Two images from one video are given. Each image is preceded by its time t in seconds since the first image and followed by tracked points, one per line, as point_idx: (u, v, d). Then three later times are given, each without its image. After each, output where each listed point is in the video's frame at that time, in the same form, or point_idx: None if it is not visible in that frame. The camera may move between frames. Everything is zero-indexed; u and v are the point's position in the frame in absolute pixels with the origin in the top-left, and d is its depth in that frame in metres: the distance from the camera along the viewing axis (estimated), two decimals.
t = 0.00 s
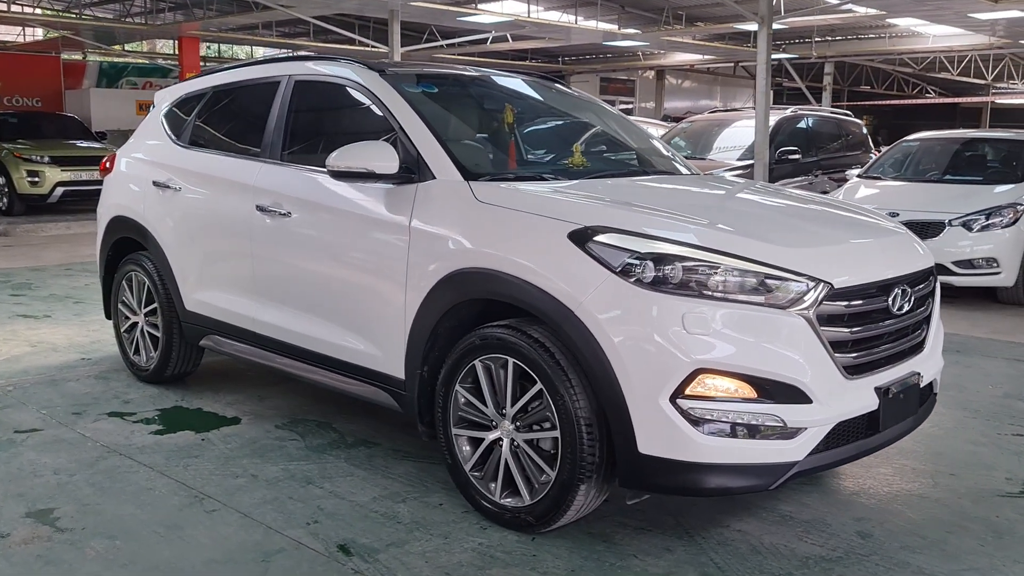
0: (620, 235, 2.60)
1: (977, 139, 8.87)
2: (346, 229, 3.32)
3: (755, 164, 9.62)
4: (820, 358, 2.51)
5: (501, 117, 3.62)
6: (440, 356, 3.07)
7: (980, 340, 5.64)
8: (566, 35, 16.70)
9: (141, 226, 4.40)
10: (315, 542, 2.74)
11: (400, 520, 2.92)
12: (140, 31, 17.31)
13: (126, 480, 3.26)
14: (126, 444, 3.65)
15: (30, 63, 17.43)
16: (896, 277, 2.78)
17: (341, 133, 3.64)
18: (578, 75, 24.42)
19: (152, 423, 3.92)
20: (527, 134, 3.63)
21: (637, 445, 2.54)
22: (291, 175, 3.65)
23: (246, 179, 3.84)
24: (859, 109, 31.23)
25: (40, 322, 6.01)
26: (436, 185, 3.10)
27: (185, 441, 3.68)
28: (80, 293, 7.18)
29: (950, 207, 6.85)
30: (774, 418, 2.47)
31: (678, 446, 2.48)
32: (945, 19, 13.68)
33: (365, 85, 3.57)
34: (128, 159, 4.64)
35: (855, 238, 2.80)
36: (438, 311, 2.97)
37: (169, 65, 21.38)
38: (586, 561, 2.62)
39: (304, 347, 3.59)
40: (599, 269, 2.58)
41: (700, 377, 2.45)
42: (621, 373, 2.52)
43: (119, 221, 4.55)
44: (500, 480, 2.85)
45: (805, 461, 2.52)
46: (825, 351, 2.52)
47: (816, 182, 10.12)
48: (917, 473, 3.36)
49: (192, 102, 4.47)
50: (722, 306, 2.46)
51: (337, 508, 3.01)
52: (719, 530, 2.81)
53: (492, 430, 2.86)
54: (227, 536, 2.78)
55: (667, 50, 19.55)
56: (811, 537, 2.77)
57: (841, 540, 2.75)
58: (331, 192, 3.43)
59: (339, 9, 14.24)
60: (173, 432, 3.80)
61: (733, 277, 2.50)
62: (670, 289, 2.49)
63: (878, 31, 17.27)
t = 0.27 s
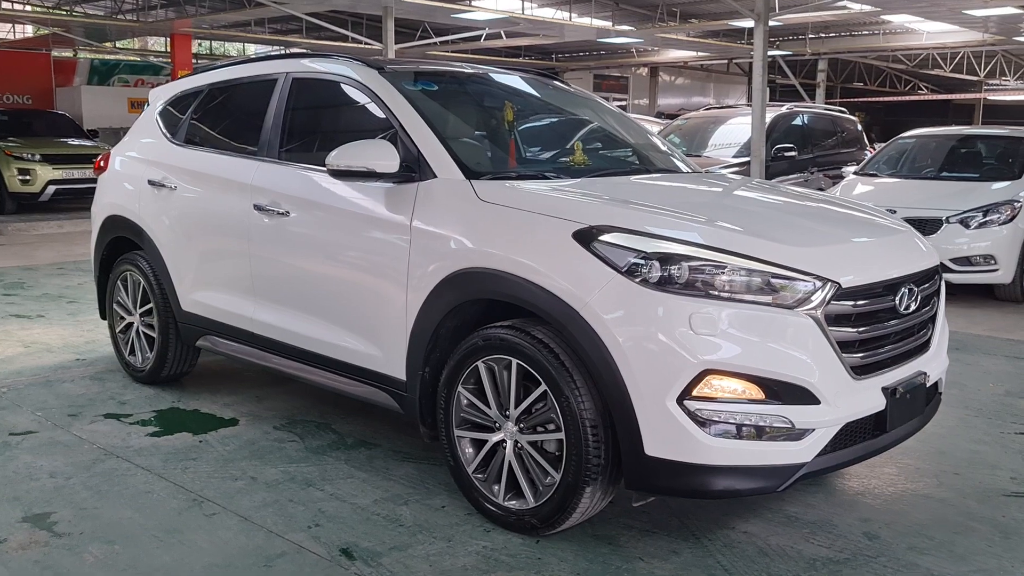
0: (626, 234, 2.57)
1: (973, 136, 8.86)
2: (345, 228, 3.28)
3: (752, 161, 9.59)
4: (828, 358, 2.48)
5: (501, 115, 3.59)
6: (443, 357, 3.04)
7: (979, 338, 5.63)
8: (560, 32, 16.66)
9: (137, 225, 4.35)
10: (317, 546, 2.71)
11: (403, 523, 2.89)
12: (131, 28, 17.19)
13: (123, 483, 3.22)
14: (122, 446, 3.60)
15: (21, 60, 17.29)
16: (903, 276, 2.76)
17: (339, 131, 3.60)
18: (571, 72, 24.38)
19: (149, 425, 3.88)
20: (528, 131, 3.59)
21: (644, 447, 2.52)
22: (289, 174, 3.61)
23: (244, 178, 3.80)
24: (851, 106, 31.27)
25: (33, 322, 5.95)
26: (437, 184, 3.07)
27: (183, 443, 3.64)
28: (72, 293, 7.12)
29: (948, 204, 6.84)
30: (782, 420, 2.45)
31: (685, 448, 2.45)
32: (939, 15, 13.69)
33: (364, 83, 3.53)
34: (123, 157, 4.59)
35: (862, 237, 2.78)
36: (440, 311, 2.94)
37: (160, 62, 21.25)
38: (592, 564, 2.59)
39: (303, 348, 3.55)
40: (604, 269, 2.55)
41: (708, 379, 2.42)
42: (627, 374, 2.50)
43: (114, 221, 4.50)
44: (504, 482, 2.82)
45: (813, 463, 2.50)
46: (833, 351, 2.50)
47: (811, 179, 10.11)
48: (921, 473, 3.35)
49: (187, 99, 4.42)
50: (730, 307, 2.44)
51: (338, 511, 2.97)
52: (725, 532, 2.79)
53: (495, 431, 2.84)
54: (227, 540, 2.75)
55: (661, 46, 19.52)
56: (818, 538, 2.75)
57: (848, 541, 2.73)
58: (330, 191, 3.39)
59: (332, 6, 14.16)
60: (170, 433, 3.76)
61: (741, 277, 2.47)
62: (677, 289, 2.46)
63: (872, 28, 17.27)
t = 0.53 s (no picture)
0: (621, 235, 2.54)
1: (948, 134, 8.91)
2: (331, 229, 3.22)
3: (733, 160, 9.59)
4: (824, 360, 2.47)
5: (487, 115, 3.55)
6: (433, 360, 2.99)
7: (961, 336, 5.66)
8: (538, 30, 16.61)
9: (115, 226, 4.26)
10: (307, 554, 2.65)
11: (394, 529, 2.84)
12: (103, 25, 16.93)
13: (105, 491, 3.14)
14: (103, 452, 3.52)
15: None
16: (897, 277, 2.76)
17: (323, 129, 3.53)
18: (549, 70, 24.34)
19: (130, 430, 3.80)
20: (516, 130, 3.55)
21: (640, 451, 2.49)
22: (272, 174, 3.55)
23: (226, 178, 3.72)
24: (826, 104, 31.50)
25: (7, 324, 5.82)
26: (426, 184, 3.02)
27: (165, 449, 3.56)
28: (47, 294, 6.98)
29: (928, 203, 6.89)
30: (779, 422, 2.43)
31: (682, 452, 2.43)
32: (915, 14, 13.79)
33: (350, 81, 3.47)
34: (100, 156, 4.49)
35: (855, 237, 2.77)
36: (430, 314, 2.89)
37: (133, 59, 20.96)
38: (588, 569, 2.56)
39: (288, 351, 3.48)
40: (599, 271, 2.52)
41: (705, 382, 2.40)
42: (623, 377, 2.47)
43: (91, 221, 4.41)
44: (496, 487, 2.78)
45: (810, 465, 2.48)
46: (830, 352, 2.48)
47: (791, 177, 10.13)
48: (912, 472, 3.35)
49: (167, 98, 4.33)
50: (727, 308, 2.41)
51: (327, 518, 2.92)
52: (720, 535, 2.77)
53: (488, 435, 2.79)
54: (214, 550, 2.68)
55: (639, 45, 19.54)
56: (813, 540, 2.73)
57: (843, 543, 2.72)
58: (315, 190, 3.33)
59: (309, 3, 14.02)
60: (152, 438, 3.68)
61: (737, 278, 2.45)
62: (673, 290, 2.44)
63: (848, 27, 17.38)
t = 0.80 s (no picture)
0: (626, 243, 2.51)
1: (930, 135, 8.96)
2: (325, 235, 3.17)
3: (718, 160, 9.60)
4: (831, 367, 2.45)
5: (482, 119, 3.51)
6: (431, 369, 2.95)
7: (950, 337, 5.69)
8: (520, 30, 16.58)
9: (101, 232, 4.18)
10: (306, 569, 2.60)
11: (393, 541, 2.79)
12: (79, 25, 16.70)
13: (95, 504, 3.07)
14: (91, 464, 3.44)
15: None
16: (899, 282, 2.75)
17: (315, 133, 3.48)
18: (530, 70, 24.31)
19: (118, 440, 3.72)
20: (510, 134, 3.50)
21: (646, 461, 2.46)
22: (264, 179, 3.49)
23: (216, 183, 3.66)
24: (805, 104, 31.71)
25: None
26: (424, 189, 2.97)
27: (155, 460, 3.49)
28: (27, 300, 6.86)
29: (914, 203, 6.91)
30: (786, 431, 2.40)
31: (689, 461, 2.40)
32: (895, 15, 13.89)
33: (343, 84, 3.42)
34: (84, 160, 4.41)
35: (857, 243, 2.76)
36: (429, 323, 2.85)
37: (109, 58, 20.70)
38: None
39: (281, 359, 3.43)
40: (605, 278, 2.49)
41: (712, 390, 2.38)
42: (629, 386, 2.44)
43: (75, 227, 4.32)
44: (498, 498, 2.74)
45: (816, 474, 2.46)
46: (835, 359, 2.47)
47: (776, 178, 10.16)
48: (910, 477, 3.34)
49: (153, 101, 4.25)
50: (733, 317, 2.39)
51: (325, 531, 2.86)
52: (724, 544, 2.75)
53: (489, 445, 2.75)
54: (210, 565, 2.63)
55: (620, 45, 19.56)
56: (818, 548, 2.72)
57: (848, 551, 2.70)
58: (309, 196, 3.28)
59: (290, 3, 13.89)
60: (141, 449, 3.61)
61: (743, 285, 2.43)
62: (678, 298, 2.41)
63: (828, 27, 17.47)
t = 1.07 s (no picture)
0: (638, 246, 2.49)
1: (922, 133, 8.98)
2: (329, 239, 3.13)
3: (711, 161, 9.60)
4: (845, 370, 2.44)
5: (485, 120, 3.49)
6: (439, 373, 2.92)
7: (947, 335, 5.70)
8: (509, 30, 16.54)
9: (96, 237, 4.13)
10: None
11: (403, 548, 2.76)
12: (64, 27, 16.55)
13: (98, 514, 3.02)
14: (92, 473, 3.39)
15: None
16: (910, 283, 2.74)
17: (316, 135, 3.44)
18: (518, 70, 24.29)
19: (117, 448, 3.67)
20: (513, 135, 3.47)
21: (661, 466, 2.44)
22: (265, 183, 3.45)
23: (215, 187, 3.62)
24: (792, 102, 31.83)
25: None
26: (430, 192, 2.94)
27: (156, 468, 3.44)
28: (17, 306, 6.78)
29: (907, 202, 6.93)
30: (802, 434, 2.39)
31: (705, 466, 2.38)
32: (884, 13, 13.95)
33: (345, 86, 3.38)
34: (77, 165, 4.35)
35: (868, 244, 2.75)
36: (437, 328, 2.82)
37: (94, 60, 20.53)
38: None
39: (284, 365, 3.39)
40: (618, 282, 2.46)
41: (727, 394, 2.36)
42: (644, 391, 2.42)
43: (70, 232, 4.27)
44: (509, 504, 2.71)
45: (831, 477, 2.45)
46: (850, 361, 2.45)
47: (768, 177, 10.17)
48: (918, 476, 3.34)
49: (148, 104, 4.20)
50: (749, 320, 2.37)
51: (333, 538, 2.83)
52: (736, 547, 2.73)
53: (499, 451, 2.73)
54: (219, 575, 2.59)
55: (609, 44, 19.56)
56: (830, 551, 2.71)
57: (861, 553, 2.69)
58: (312, 199, 3.24)
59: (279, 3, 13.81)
60: (142, 457, 3.56)
61: (757, 288, 2.41)
62: (692, 301, 2.39)
63: (816, 26, 17.53)
